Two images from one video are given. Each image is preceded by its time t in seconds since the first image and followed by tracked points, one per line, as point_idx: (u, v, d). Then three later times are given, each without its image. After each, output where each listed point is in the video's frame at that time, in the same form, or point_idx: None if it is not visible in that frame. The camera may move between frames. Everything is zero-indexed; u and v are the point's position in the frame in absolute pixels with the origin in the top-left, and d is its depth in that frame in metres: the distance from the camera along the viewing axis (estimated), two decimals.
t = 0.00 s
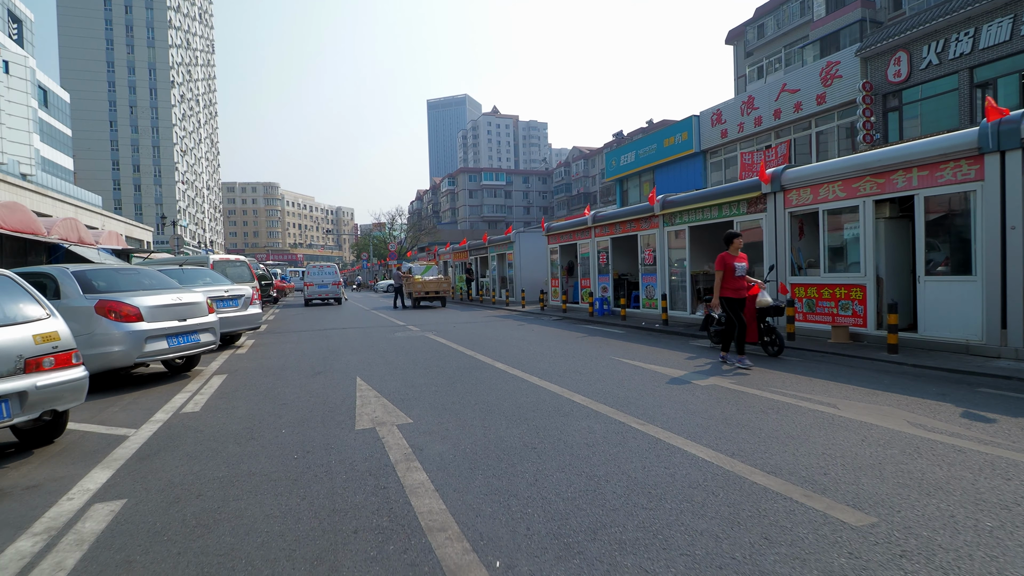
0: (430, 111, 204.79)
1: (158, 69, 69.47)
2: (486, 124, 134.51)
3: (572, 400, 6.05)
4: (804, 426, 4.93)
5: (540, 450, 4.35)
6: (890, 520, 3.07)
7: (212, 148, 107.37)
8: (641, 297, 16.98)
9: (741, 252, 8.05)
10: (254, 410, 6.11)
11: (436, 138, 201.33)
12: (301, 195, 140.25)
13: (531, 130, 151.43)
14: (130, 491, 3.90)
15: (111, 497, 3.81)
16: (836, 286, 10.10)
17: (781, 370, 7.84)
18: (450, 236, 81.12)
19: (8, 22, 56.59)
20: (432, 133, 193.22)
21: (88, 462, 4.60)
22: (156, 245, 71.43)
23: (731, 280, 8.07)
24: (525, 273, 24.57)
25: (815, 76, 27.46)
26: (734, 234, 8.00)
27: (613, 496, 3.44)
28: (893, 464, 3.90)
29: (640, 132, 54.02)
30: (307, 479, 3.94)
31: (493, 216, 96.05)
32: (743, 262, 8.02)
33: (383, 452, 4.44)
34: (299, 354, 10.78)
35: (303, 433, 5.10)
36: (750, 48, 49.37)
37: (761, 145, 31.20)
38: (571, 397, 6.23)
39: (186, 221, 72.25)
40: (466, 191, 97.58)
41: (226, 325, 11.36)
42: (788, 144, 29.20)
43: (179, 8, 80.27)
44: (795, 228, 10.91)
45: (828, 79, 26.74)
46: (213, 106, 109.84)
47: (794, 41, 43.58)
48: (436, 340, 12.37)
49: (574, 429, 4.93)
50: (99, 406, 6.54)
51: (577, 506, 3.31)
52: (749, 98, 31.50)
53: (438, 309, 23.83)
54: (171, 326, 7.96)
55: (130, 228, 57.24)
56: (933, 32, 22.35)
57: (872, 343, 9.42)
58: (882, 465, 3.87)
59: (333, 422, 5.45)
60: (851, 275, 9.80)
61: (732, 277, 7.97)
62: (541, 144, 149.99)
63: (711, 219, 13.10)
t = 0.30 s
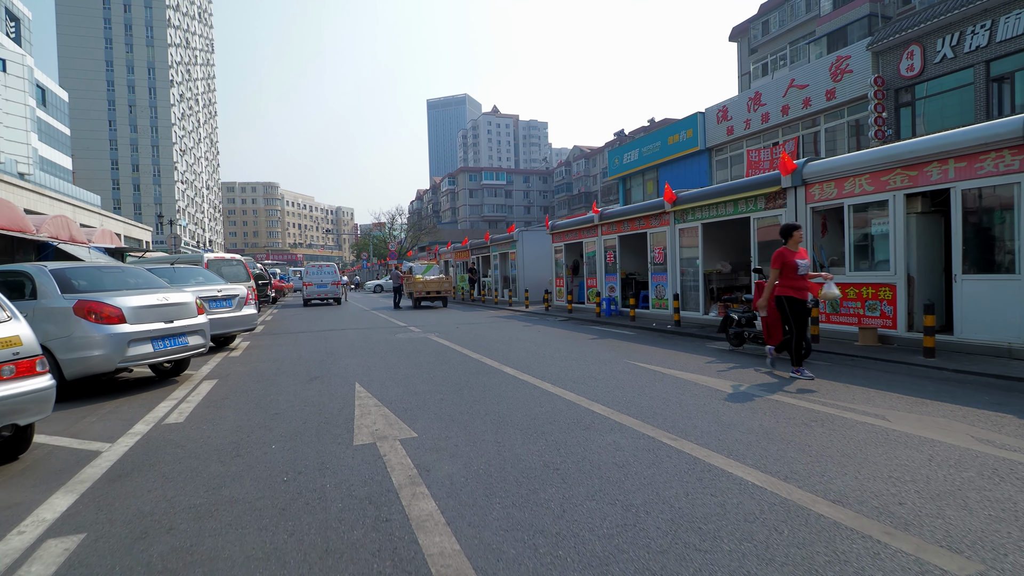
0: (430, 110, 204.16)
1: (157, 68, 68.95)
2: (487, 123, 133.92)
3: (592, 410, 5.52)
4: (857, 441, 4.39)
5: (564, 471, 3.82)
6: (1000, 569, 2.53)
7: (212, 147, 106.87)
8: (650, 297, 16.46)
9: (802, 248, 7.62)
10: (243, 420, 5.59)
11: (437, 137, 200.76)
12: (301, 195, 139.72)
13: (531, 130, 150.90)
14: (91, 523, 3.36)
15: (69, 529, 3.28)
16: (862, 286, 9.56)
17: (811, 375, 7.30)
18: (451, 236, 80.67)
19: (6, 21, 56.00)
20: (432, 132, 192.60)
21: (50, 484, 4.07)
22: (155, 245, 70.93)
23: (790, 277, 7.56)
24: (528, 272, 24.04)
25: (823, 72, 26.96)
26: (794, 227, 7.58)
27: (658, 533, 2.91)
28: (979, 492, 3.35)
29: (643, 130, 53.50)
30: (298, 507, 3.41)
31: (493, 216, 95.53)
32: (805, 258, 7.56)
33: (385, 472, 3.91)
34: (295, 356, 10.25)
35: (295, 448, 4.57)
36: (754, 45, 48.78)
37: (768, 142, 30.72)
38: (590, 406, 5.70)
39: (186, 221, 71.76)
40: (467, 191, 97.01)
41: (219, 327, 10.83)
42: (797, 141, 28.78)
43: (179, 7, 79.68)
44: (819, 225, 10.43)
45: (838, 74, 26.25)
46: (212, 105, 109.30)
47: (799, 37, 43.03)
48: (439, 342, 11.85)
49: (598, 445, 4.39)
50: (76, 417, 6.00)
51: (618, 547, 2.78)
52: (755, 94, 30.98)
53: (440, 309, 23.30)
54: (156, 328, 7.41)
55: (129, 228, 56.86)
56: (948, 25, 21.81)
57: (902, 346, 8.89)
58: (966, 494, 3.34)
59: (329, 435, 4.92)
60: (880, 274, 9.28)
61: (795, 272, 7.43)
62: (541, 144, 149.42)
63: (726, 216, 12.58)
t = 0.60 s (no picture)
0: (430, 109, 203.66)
1: (157, 67, 68.58)
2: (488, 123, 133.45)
3: (620, 422, 5.01)
4: (927, 461, 3.89)
5: (602, 498, 3.32)
6: None
7: (212, 147, 106.50)
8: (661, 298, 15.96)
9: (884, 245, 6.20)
10: (237, 433, 5.09)
11: (437, 137, 200.22)
12: (301, 195, 139.31)
13: (533, 129, 150.61)
14: (52, 563, 2.86)
15: (25, 573, 2.78)
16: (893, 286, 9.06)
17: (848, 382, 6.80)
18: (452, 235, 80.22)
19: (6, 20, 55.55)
20: (432, 132, 192.00)
21: (15, 510, 3.58)
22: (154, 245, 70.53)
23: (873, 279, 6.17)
24: (533, 272, 23.54)
25: (834, 68, 26.49)
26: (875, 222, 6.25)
27: None
28: None
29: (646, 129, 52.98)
30: (295, 545, 2.91)
31: (494, 216, 95.09)
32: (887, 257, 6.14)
33: (396, 499, 3.41)
34: (295, 359, 9.77)
35: (293, 468, 4.07)
36: (759, 43, 48.26)
37: (776, 139, 30.20)
38: (618, 418, 5.19)
39: (185, 221, 71.30)
40: (467, 191, 96.55)
41: (215, 328, 10.35)
42: (806, 138, 28.26)
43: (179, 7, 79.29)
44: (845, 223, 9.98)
45: (849, 70, 25.79)
46: (212, 105, 108.92)
47: (806, 34, 42.49)
48: (445, 344, 11.37)
49: (636, 465, 3.90)
50: (56, 429, 5.50)
51: None
52: (763, 91, 30.48)
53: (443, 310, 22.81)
54: (146, 331, 6.89)
55: (129, 228, 56.53)
56: (963, 19, 21.31)
57: (937, 350, 8.40)
58: None
59: (331, 452, 4.42)
60: (913, 273, 8.79)
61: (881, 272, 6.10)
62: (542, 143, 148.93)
63: (744, 212, 12.05)
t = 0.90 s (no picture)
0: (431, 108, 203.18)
1: (158, 66, 68.12)
2: (489, 122, 132.91)
3: (660, 439, 4.49)
4: None
5: (662, 542, 2.81)
6: None
7: (212, 146, 106.04)
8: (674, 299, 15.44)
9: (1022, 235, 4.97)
10: (233, 451, 4.57)
11: (438, 136, 199.72)
12: (302, 195, 138.84)
13: (534, 129, 150.12)
14: None
15: None
16: (931, 287, 8.56)
17: (895, 391, 6.28)
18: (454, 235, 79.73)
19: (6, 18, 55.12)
20: (433, 131, 191.54)
21: None
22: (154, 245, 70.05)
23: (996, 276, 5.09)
24: (539, 271, 23.01)
25: (846, 63, 25.98)
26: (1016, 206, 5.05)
27: None
28: None
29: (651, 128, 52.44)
30: None
31: (496, 215, 94.55)
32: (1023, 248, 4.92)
33: (417, 541, 2.90)
34: (297, 363, 9.27)
35: (295, 497, 3.55)
36: (765, 40, 47.68)
37: (785, 136, 29.67)
38: (656, 434, 4.67)
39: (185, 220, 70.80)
40: (468, 190, 96.11)
41: (212, 331, 9.83)
42: (816, 136, 27.43)
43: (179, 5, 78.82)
44: (877, 220, 9.48)
45: (861, 65, 25.27)
46: (213, 104, 108.46)
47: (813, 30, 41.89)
48: (454, 347, 10.86)
49: (691, 496, 3.38)
50: (33, 445, 4.98)
51: None
52: (772, 88, 29.96)
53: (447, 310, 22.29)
54: (136, 336, 6.37)
55: (129, 227, 56.14)
56: (981, 12, 20.75)
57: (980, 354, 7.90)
58: None
59: (339, 475, 3.91)
60: (954, 273, 8.28)
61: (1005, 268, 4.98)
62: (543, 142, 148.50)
63: (766, 210, 11.53)
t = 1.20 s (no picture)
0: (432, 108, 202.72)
1: (159, 66, 67.85)
2: (490, 122, 132.55)
3: (705, 456, 3.99)
4: None
5: None
6: None
7: (213, 146, 105.69)
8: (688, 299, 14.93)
9: None
10: (226, 468, 4.08)
11: (439, 136, 199.30)
12: (303, 195, 138.42)
13: (535, 128, 149.65)
14: None
15: None
16: (972, 286, 8.05)
17: (949, 398, 5.79)
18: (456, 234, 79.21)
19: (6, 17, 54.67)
20: (434, 131, 191.06)
21: None
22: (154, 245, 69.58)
23: None
24: (545, 271, 22.50)
25: (858, 58, 25.59)
26: None
27: None
28: None
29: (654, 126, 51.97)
30: None
31: (497, 216, 94.00)
32: None
33: None
34: (297, 365, 8.77)
35: (295, 527, 3.05)
36: (770, 37, 47.17)
37: (794, 133, 29.20)
38: (700, 450, 4.16)
39: (186, 220, 70.37)
40: (470, 190, 95.65)
41: (209, 332, 9.36)
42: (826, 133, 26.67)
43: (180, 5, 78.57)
44: (912, 216, 8.99)
45: (874, 60, 24.87)
46: (214, 105, 108.19)
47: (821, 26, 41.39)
48: (463, 349, 10.36)
49: (760, 529, 2.88)
50: (6, 460, 4.49)
51: None
52: (781, 84, 29.49)
53: (451, 310, 21.80)
54: (124, 338, 5.88)
55: (129, 226, 55.82)
56: (997, 5, 20.22)
57: None
58: None
59: (345, 499, 3.41)
60: (998, 272, 7.79)
61: None
62: (544, 142, 148.07)
63: (788, 205, 11.03)
